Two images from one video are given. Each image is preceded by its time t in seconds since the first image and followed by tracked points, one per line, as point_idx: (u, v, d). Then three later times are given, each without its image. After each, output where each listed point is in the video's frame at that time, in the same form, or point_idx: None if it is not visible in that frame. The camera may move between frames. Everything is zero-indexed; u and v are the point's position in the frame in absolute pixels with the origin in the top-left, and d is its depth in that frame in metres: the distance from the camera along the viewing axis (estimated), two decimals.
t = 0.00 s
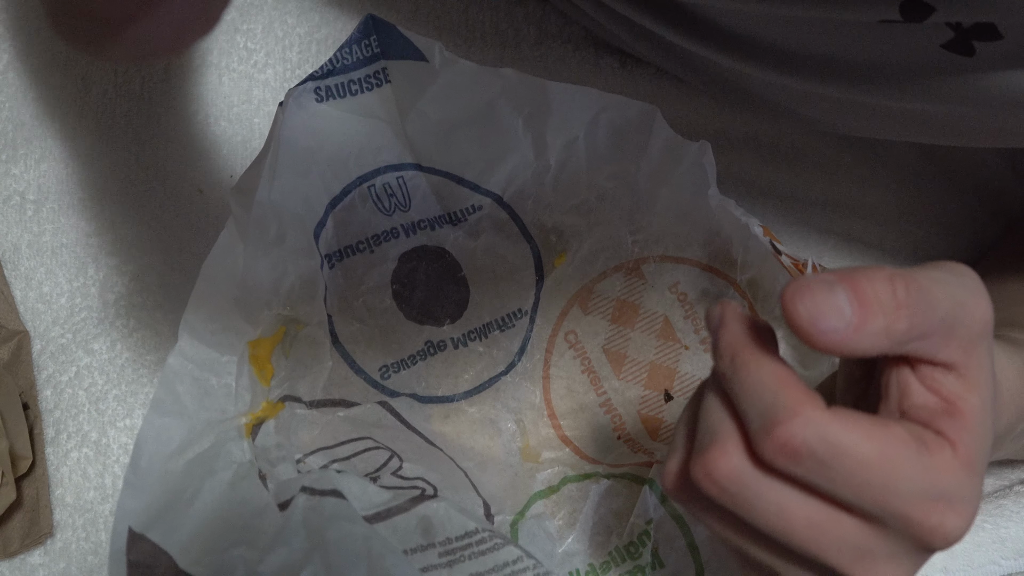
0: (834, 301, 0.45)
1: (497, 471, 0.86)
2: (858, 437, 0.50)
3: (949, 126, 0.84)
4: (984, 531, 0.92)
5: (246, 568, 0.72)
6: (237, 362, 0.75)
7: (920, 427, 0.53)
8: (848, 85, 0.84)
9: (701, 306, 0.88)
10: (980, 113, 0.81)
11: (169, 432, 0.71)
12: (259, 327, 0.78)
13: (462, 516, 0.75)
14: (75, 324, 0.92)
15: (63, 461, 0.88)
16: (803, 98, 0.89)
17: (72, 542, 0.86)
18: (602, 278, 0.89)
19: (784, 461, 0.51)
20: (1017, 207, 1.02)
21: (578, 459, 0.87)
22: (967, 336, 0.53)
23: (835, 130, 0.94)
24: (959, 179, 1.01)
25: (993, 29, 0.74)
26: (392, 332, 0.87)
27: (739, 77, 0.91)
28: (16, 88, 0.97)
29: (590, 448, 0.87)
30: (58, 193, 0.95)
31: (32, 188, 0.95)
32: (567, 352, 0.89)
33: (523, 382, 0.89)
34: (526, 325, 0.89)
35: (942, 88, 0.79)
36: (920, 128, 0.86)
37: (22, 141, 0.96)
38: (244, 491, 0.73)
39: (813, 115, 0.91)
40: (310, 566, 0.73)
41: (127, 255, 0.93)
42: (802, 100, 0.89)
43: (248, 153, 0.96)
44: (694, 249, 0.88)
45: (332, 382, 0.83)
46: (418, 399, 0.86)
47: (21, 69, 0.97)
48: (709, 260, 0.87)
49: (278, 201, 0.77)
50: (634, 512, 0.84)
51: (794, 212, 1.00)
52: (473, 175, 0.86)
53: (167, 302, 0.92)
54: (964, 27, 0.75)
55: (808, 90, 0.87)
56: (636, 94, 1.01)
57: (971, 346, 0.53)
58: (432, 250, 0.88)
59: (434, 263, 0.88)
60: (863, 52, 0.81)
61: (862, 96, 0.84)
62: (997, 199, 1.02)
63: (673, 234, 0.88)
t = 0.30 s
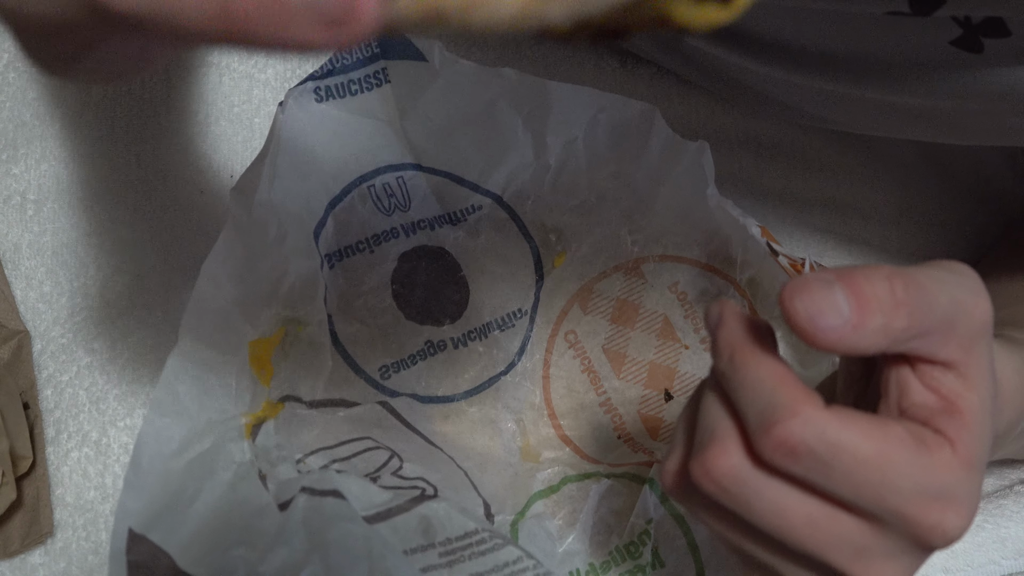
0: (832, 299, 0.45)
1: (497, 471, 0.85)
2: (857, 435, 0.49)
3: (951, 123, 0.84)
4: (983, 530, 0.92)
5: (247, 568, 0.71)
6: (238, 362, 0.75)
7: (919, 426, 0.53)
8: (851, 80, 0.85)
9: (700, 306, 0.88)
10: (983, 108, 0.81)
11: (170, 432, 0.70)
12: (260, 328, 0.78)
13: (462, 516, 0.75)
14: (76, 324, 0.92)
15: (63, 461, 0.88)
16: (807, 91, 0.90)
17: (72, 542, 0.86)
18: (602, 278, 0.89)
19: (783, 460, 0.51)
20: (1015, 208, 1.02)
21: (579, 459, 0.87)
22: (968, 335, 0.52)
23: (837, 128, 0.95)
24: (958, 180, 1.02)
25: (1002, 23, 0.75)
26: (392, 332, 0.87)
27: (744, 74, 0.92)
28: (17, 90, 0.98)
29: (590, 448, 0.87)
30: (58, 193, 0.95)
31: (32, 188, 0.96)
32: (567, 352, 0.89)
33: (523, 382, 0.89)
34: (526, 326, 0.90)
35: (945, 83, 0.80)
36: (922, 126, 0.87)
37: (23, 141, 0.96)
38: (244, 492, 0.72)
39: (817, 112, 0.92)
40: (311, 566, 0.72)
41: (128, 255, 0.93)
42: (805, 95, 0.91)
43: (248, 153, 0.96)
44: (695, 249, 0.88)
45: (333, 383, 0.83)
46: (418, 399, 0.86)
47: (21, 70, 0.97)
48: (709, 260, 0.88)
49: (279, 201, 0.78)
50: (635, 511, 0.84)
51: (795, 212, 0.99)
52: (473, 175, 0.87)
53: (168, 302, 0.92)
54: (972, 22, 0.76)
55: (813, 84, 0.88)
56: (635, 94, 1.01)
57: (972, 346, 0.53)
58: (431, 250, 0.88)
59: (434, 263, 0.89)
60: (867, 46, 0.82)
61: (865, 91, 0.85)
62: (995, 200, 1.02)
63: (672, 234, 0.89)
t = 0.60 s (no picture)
0: (796, 303, 0.47)
1: (497, 471, 0.84)
2: (835, 442, 0.50)
3: (958, 112, 0.84)
4: (983, 530, 0.92)
5: (246, 568, 0.71)
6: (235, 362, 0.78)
7: (901, 428, 0.53)
8: (860, 65, 0.84)
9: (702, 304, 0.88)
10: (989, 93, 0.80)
11: (167, 433, 0.74)
12: (259, 329, 0.81)
13: (460, 517, 0.76)
14: (76, 324, 0.92)
15: (63, 461, 0.88)
16: (813, 81, 0.90)
17: (72, 542, 0.86)
18: (602, 277, 0.90)
19: (763, 469, 0.51)
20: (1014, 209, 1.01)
21: (578, 459, 0.86)
22: (945, 335, 0.53)
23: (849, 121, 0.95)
24: (957, 181, 1.01)
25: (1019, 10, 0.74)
26: (391, 332, 0.86)
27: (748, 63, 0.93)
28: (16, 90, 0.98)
29: (590, 448, 0.86)
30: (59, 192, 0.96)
31: (32, 188, 0.96)
32: (566, 351, 0.89)
33: (522, 381, 0.88)
34: (526, 325, 0.89)
35: (953, 68, 0.79)
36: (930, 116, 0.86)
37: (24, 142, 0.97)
38: (244, 493, 0.73)
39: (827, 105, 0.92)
40: (310, 566, 0.72)
41: (129, 254, 0.93)
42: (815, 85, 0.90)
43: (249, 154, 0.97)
44: (696, 247, 0.90)
45: (333, 383, 0.83)
46: (418, 399, 0.84)
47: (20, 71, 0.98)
48: (709, 259, 0.89)
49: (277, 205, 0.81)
50: (634, 511, 0.83)
51: (792, 215, 1.00)
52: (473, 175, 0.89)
53: (169, 301, 0.93)
54: (989, 8, 0.75)
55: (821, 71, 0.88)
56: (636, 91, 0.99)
57: (951, 346, 0.53)
58: (448, 279, 0.85)
59: (447, 283, 0.86)
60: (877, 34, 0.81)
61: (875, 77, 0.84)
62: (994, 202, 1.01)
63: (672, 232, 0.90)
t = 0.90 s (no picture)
0: (741, 294, 0.49)
1: (498, 471, 0.85)
2: (813, 456, 0.50)
3: (972, 84, 0.82)
4: (983, 530, 0.92)
5: (245, 569, 0.71)
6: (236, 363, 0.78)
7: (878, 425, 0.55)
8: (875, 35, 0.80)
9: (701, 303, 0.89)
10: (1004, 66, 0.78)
11: (167, 433, 0.74)
12: (259, 329, 0.79)
13: (460, 518, 0.75)
14: (76, 324, 0.92)
15: (63, 461, 0.88)
16: (818, 54, 0.86)
17: (72, 542, 0.86)
18: (603, 277, 0.89)
19: (747, 489, 0.51)
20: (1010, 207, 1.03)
21: (577, 459, 0.86)
22: (904, 328, 0.56)
23: (860, 97, 0.92)
24: (951, 182, 1.01)
25: None
26: (391, 333, 0.86)
27: (739, 36, 0.88)
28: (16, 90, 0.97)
29: (590, 447, 0.86)
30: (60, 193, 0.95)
31: (33, 189, 0.96)
32: (566, 351, 0.88)
33: (522, 381, 0.88)
34: (525, 325, 0.88)
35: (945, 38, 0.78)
36: (944, 88, 0.84)
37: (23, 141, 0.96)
38: (244, 493, 0.73)
39: (836, 80, 0.89)
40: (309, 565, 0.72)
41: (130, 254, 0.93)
42: (812, 54, 0.86)
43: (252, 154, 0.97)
44: (696, 246, 0.90)
45: (334, 382, 0.83)
46: (417, 399, 0.84)
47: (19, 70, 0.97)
48: (711, 259, 0.89)
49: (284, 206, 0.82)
50: (635, 510, 0.84)
51: (788, 213, 0.99)
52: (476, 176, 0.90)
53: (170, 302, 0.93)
54: None
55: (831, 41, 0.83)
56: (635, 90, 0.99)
57: (914, 338, 0.57)
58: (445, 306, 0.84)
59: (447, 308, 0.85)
60: None
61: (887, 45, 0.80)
62: (991, 200, 1.02)
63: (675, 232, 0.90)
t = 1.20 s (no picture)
0: (744, 233, 0.55)
1: (499, 469, 0.84)
2: (836, 495, 0.54)
3: (979, 69, 0.77)
4: (983, 530, 0.92)
5: (246, 569, 0.71)
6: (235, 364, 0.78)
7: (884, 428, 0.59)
8: (874, 17, 0.75)
9: (703, 303, 0.90)
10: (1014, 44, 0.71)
11: (167, 435, 0.75)
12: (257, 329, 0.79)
13: (459, 519, 0.76)
14: (75, 324, 0.92)
15: (62, 461, 0.88)
16: (814, 35, 0.81)
17: (72, 542, 0.86)
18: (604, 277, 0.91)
19: (781, 545, 0.54)
20: (1013, 206, 1.00)
21: (578, 459, 0.86)
22: (895, 307, 0.59)
23: (865, 85, 0.87)
24: (951, 179, 1.00)
25: None
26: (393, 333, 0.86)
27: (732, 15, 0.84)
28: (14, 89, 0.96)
29: (590, 447, 0.86)
30: (59, 193, 0.95)
31: (32, 188, 0.95)
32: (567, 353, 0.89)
33: (523, 382, 0.88)
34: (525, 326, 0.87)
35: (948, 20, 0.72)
36: (951, 71, 0.79)
37: (22, 141, 0.96)
38: (242, 494, 0.73)
39: (840, 65, 0.84)
40: (308, 567, 0.72)
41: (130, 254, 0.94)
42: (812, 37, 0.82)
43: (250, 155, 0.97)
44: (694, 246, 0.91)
45: (334, 383, 0.83)
46: (418, 399, 0.84)
47: (17, 70, 0.97)
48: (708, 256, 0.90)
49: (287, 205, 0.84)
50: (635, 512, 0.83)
51: (796, 211, 1.00)
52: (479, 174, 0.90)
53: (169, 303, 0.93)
54: None
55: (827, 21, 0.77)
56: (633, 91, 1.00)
57: (904, 317, 0.60)
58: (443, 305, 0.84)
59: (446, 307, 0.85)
60: None
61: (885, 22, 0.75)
62: (993, 195, 1.00)
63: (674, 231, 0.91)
